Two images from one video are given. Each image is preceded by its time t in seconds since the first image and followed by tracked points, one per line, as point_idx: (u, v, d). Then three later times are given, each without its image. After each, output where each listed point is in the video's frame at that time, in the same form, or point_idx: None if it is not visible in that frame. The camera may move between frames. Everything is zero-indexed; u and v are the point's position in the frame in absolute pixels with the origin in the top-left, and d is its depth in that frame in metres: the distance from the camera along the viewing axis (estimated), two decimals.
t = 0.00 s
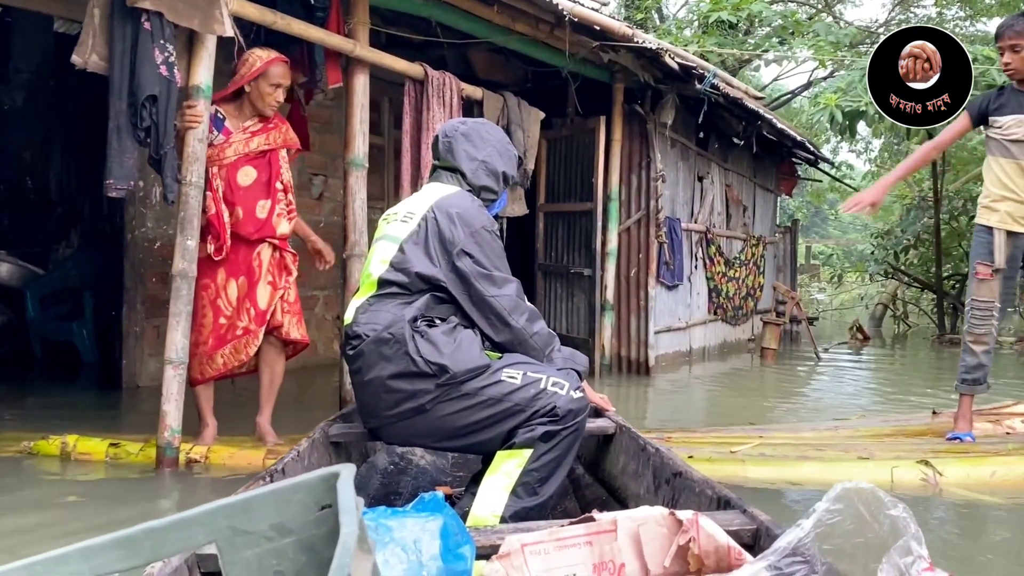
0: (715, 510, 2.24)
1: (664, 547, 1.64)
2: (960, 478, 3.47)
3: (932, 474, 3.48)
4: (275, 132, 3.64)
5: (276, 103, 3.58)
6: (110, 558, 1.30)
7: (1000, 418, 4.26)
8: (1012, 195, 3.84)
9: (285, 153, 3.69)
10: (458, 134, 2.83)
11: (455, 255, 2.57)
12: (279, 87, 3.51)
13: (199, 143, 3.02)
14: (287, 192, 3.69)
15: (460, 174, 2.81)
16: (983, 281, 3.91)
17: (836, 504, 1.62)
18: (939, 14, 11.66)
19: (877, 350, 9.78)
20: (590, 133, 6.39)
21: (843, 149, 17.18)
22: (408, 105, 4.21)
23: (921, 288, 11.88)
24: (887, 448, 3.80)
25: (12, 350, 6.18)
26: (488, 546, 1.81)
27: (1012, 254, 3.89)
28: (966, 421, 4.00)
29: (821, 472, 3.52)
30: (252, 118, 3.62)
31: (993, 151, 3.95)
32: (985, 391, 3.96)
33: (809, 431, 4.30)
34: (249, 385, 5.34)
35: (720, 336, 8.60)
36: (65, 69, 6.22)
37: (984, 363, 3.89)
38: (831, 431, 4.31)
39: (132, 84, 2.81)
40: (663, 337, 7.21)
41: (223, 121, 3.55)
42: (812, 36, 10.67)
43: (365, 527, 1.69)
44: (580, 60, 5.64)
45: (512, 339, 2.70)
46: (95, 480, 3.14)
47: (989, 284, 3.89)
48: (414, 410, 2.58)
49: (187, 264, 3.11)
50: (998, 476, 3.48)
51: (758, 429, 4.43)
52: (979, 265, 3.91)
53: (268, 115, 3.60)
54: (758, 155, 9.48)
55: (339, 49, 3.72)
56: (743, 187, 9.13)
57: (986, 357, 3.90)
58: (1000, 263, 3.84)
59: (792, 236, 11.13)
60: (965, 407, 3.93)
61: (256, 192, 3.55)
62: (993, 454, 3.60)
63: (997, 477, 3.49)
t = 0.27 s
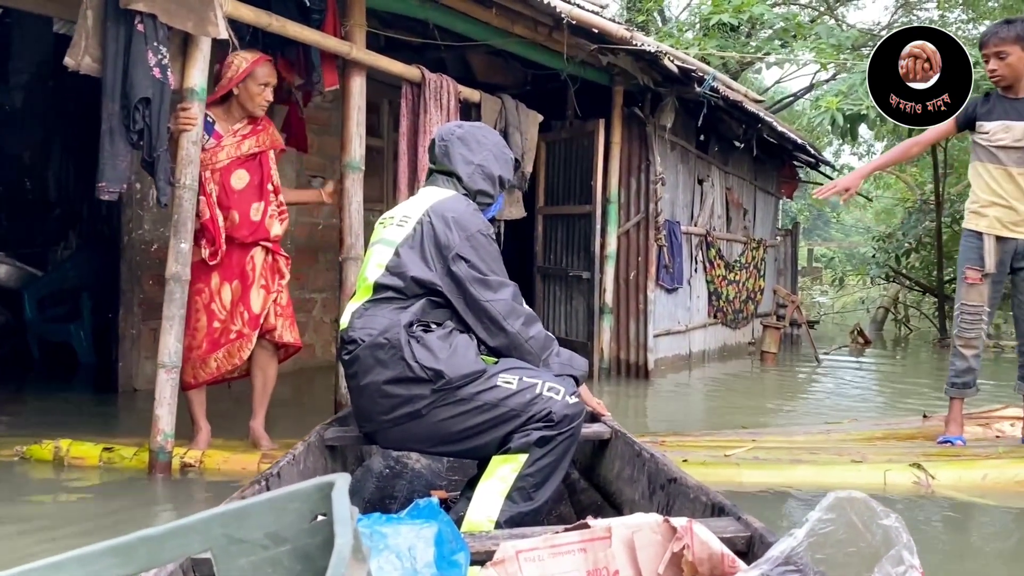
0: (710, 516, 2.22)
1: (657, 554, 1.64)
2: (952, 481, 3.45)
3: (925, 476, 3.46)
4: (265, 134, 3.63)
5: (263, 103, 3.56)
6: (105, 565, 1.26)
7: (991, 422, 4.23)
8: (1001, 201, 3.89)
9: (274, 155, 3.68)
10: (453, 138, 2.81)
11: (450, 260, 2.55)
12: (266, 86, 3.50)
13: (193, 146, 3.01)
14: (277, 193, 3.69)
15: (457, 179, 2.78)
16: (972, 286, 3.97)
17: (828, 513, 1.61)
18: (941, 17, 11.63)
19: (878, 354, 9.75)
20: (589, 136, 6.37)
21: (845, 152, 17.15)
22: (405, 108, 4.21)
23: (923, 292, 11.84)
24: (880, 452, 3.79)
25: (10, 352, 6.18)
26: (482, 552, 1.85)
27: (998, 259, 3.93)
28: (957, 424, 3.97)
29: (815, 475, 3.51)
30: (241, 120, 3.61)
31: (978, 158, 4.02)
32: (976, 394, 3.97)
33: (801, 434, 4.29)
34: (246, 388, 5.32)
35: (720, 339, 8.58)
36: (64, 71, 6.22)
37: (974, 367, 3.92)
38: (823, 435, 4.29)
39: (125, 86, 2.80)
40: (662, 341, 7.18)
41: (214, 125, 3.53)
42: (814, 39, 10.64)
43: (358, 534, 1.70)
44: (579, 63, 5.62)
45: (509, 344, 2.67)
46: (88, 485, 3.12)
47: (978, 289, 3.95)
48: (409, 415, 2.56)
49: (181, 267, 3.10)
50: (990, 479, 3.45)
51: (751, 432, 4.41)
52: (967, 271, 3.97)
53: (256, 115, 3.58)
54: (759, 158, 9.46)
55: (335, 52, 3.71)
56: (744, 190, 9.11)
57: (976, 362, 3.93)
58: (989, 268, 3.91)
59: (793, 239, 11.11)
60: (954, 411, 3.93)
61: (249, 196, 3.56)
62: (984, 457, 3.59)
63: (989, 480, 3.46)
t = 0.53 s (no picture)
0: (707, 516, 2.20)
1: (655, 555, 1.62)
2: (947, 483, 3.43)
3: (921, 477, 3.44)
4: (259, 135, 3.62)
5: (257, 102, 3.54)
6: (96, 566, 1.19)
7: (982, 423, 4.38)
8: (991, 204, 3.89)
9: (269, 157, 3.68)
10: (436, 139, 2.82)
11: (448, 252, 2.51)
12: (259, 85, 3.48)
13: (189, 146, 3.01)
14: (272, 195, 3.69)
15: (441, 174, 2.76)
16: (964, 288, 3.94)
17: (825, 514, 1.63)
18: (945, 20, 11.61)
19: (880, 357, 9.72)
20: (590, 137, 6.36)
21: (849, 155, 17.10)
22: (403, 108, 4.20)
23: (926, 295, 11.80)
24: (876, 452, 3.76)
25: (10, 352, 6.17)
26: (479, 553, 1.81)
27: (989, 262, 3.94)
28: (952, 426, 3.95)
29: (812, 477, 3.47)
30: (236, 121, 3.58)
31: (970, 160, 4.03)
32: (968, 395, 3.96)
33: (796, 436, 4.27)
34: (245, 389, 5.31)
35: (722, 342, 8.55)
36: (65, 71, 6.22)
37: (966, 369, 3.90)
38: (818, 436, 4.28)
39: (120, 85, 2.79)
40: (663, 343, 7.16)
41: (210, 126, 3.50)
42: (818, 40, 10.61)
43: (353, 534, 1.70)
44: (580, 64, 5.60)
45: (520, 328, 2.48)
46: (81, 487, 3.10)
47: (969, 291, 3.93)
48: (406, 415, 2.53)
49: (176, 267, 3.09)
50: (985, 480, 3.44)
51: (747, 433, 4.39)
52: (958, 272, 3.95)
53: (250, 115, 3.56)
54: (761, 160, 9.43)
55: (333, 52, 3.69)
56: (746, 192, 9.09)
57: (968, 363, 3.91)
58: (980, 271, 3.89)
59: (795, 241, 11.07)
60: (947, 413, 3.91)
61: (246, 198, 3.56)
62: (978, 457, 3.57)
63: (983, 481, 3.44)
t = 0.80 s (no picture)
0: (710, 516, 2.18)
1: (658, 554, 1.63)
2: (946, 482, 3.41)
3: (920, 476, 3.40)
4: (259, 136, 3.61)
5: (255, 104, 3.53)
6: (97, 567, 1.20)
7: (977, 424, 4.36)
8: (986, 206, 3.89)
9: (269, 158, 3.66)
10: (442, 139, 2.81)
11: (457, 253, 2.51)
12: (256, 86, 3.47)
13: (187, 146, 3.00)
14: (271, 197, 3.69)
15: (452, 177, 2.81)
16: (959, 289, 3.93)
17: (829, 512, 1.63)
18: (950, 21, 11.57)
19: (884, 359, 9.67)
20: (592, 138, 6.34)
21: (854, 156, 17.06)
22: (403, 108, 4.20)
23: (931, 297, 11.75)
24: (873, 452, 3.75)
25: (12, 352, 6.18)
26: (483, 554, 1.80)
27: (986, 263, 3.93)
28: (947, 426, 3.97)
29: (812, 477, 3.45)
30: (236, 122, 3.57)
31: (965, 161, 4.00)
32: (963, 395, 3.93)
33: (793, 436, 4.25)
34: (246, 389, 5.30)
35: (725, 344, 8.52)
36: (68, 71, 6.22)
37: (961, 370, 3.87)
38: (813, 436, 4.27)
39: (118, 85, 2.79)
40: (666, 344, 7.13)
41: (211, 127, 3.49)
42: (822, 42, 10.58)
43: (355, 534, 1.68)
44: (582, 64, 5.60)
45: (529, 329, 2.46)
46: (80, 488, 3.09)
47: (964, 292, 3.91)
48: (410, 415, 2.52)
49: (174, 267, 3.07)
50: (983, 480, 3.41)
51: (748, 435, 4.37)
52: (952, 273, 3.93)
53: (250, 118, 3.56)
54: (764, 161, 9.40)
55: (333, 52, 3.69)
56: (749, 193, 9.06)
57: (962, 364, 3.88)
58: (974, 271, 3.88)
59: (799, 243, 11.04)
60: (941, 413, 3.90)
61: (246, 198, 3.55)
62: (973, 456, 3.54)
63: (981, 480, 3.42)
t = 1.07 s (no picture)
0: (715, 518, 2.17)
1: (663, 556, 1.63)
2: (946, 482, 3.41)
3: (919, 477, 3.42)
4: (266, 138, 3.62)
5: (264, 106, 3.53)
6: (111, 567, 1.19)
7: (971, 425, 4.36)
8: (983, 210, 3.89)
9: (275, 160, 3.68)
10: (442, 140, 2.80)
11: (472, 259, 2.53)
12: (261, 87, 3.46)
13: (189, 147, 3.01)
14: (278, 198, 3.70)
15: (457, 179, 2.82)
16: (956, 291, 3.95)
17: (835, 515, 1.68)
18: (957, 22, 11.52)
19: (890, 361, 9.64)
20: (596, 139, 6.33)
21: (859, 158, 17.02)
22: (407, 109, 4.19)
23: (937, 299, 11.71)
24: (872, 452, 3.74)
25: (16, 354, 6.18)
26: (489, 554, 1.78)
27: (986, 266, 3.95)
28: (944, 425, 3.95)
29: (814, 478, 3.44)
30: (242, 123, 3.58)
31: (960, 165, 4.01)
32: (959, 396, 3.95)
33: (790, 436, 4.25)
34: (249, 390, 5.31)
35: (730, 345, 8.50)
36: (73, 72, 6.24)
37: (958, 371, 3.90)
38: (811, 436, 4.26)
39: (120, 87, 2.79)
40: (669, 346, 7.12)
41: (216, 127, 3.49)
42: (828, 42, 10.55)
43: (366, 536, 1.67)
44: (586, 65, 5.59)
45: (534, 337, 2.56)
46: (83, 491, 3.09)
47: (962, 294, 3.94)
48: (418, 419, 2.50)
49: (176, 268, 3.07)
50: (982, 480, 3.41)
51: (751, 436, 4.35)
52: (952, 276, 3.95)
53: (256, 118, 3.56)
54: (769, 162, 9.38)
55: (336, 53, 3.69)
56: (754, 194, 9.04)
57: (960, 365, 3.91)
58: (972, 274, 3.90)
59: (804, 244, 11.01)
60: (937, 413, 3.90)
61: (253, 199, 3.56)
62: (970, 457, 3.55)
63: (979, 480, 3.42)
